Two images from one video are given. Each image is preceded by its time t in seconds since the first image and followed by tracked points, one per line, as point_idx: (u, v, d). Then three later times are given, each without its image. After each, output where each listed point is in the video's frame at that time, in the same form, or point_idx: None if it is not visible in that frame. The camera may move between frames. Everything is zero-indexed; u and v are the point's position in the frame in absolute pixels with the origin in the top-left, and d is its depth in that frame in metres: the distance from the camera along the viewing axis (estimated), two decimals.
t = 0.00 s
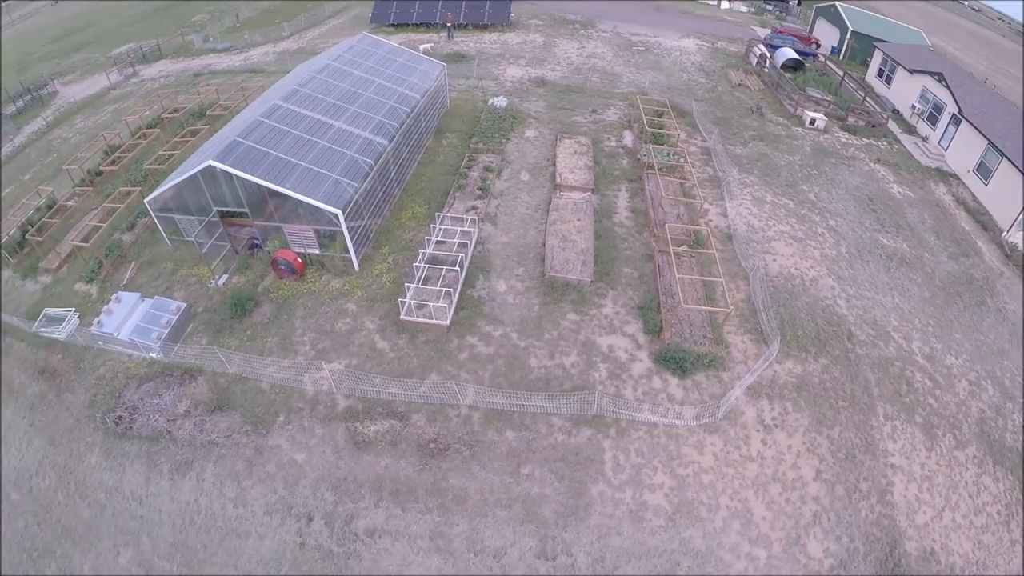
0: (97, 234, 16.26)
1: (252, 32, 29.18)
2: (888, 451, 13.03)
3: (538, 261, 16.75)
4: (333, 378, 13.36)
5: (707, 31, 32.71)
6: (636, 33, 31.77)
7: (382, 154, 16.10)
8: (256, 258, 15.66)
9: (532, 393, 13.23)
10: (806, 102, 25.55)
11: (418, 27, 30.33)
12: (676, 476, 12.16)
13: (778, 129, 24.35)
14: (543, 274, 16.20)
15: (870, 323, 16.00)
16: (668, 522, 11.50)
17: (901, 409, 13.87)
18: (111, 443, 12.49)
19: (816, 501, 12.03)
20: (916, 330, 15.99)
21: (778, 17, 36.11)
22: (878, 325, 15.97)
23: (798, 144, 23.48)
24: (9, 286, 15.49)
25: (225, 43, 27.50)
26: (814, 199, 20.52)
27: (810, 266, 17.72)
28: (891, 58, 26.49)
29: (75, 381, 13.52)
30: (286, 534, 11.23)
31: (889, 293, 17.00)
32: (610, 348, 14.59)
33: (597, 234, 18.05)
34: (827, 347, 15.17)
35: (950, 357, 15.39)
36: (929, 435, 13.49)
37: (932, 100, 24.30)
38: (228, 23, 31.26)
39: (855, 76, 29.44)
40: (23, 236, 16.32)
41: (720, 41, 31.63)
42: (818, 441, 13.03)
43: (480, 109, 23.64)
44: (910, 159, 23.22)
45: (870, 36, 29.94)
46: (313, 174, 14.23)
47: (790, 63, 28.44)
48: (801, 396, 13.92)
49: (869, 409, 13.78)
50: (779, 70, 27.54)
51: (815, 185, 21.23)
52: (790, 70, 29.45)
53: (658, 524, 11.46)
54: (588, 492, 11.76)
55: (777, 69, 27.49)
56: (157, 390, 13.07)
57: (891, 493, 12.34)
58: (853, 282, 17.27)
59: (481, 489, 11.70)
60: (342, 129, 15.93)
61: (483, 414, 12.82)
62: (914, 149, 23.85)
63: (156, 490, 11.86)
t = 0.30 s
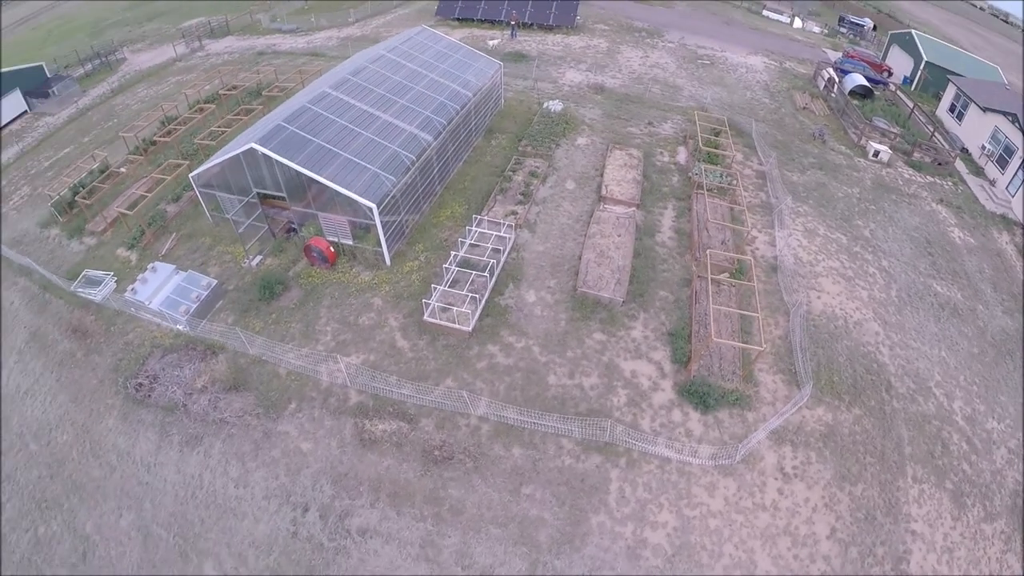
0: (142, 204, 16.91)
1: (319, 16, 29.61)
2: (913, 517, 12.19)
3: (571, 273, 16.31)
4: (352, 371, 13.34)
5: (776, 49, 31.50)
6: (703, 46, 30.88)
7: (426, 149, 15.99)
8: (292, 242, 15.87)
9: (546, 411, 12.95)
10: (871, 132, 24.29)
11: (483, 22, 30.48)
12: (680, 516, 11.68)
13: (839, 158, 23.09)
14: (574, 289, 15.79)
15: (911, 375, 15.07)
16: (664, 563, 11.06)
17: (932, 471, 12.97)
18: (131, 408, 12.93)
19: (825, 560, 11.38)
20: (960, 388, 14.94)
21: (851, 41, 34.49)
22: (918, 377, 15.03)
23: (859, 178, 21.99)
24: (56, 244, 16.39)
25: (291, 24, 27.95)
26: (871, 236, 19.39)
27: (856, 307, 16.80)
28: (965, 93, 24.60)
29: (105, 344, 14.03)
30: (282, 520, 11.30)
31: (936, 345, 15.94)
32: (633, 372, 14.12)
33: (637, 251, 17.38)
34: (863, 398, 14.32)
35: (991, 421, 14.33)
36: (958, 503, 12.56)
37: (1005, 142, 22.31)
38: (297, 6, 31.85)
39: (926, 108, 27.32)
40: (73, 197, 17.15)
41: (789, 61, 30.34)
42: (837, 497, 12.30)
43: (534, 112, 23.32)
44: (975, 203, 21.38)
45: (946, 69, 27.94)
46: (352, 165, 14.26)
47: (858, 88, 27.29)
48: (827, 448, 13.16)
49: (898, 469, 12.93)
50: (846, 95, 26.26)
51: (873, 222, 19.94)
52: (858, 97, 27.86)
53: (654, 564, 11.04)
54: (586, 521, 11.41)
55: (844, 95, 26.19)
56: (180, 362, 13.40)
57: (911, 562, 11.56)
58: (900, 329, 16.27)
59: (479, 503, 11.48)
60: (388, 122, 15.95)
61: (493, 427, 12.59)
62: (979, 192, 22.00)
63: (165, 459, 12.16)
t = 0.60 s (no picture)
0: (164, 191, 17.05)
1: (353, 11, 29.69)
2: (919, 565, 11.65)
3: (584, 285, 16.01)
4: (354, 375, 13.28)
5: (813, 62, 30.68)
6: (738, 56, 30.23)
7: (445, 152, 15.82)
8: (306, 239, 15.90)
9: (547, 429, 12.76)
10: (906, 153, 23.50)
11: (516, 23, 30.24)
12: (674, 546, 11.37)
13: (872, 179, 22.28)
14: (585, 304, 15.49)
15: (930, 414, 14.26)
16: None
17: (944, 517, 12.34)
18: (136, 394, 13.02)
19: None
20: (981, 429, 14.13)
21: (890, 57, 33.43)
22: (938, 417, 14.21)
23: (890, 201, 21.10)
24: (79, 226, 16.60)
25: (325, 17, 28.02)
26: (900, 263, 18.52)
27: (879, 337, 15.98)
28: (1005, 117, 23.65)
29: (116, 329, 14.17)
30: (272, 519, 11.26)
31: (959, 382, 15.10)
32: (639, 393, 13.77)
33: (654, 266, 16.78)
34: (877, 434, 13.63)
35: (1012, 466, 13.57)
36: (968, 552, 11.96)
37: None
38: None
39: (964, 131, 26.32)
40: (98, 181, 17.34)
41: (825, 75, 29.53)
42: (841, 538, 11.80)
43: (561, 117, 23.02)
44: (1011, 233, 20.43)
45: (988, 87, 26.80)
46: (367, 165, 14.16)
47: (895, 106, 26.25)
48: (835, 485, 12.57)
49: (908, 511, 12.36)
50: (882, 113, 25.32)
51: (902, 248, 19.11)
52: (895, 116, 26.94)
53: None
54: (577, 545, 11.19)
55: (881, 112, 25.31)
56: (187, 353, 13.48)
57: None
58: (922, 363, 15.45)
59: (469, 518, 11.33)
60: (407, 123, 15.83)
61: (491, 440, 12.43)
62: (1016, 222, 20.94)
63: (165, 448, 12.21)
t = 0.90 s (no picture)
0: (175, 185, 17.23)
1: (372, 7, 29.69)
2: None
3: (589, 295, 15.78)
4: (350, 379, 13.26)
5: (838, 72, 29.89)
6: (760, 63, 29.58)
7: (455, 154, 15.66)
8: (312, 239, 15.91)
9: (542, 443, 12.61)
10: (928, 168, 22.77)
11: (537, 23, 29.97)
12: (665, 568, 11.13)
13: (892, 194, 21.60)
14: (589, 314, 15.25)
15: (941, 441, 13.78)
16: None
17: (950, 551, 11.93)
18: (138, 387, 13.15)
19: None
20: (992, 459, 13.65)
21: (916, 68, 32.50)
22: (949, 445, 13.74)
23: (908, 216, 20.54)
24: (92, 217, 16.81)
25: (345, 13, 28.01)
26: (917, 282, 17.95)
27: (891, 359, 15.49)
28: None
29: (123, 321, 14.33)
30: (262, 521, 11.27)
31: (972, 410, 14.58)
32: (638, 409, 13.52)
33: (663, 278, 16.47)
34: (885, 461, 13.20)
35: None
36: None
37: None
38: None
39: (990, 146, 25.40)
40: (113, 172, 17.59)
41: (849, 85, 28.77)
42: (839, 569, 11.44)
43: (575, 121, 22.73)
44: None
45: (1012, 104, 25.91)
46: (374, 167, 14.08)
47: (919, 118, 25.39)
48: (837, 512, 12.20)
49: (911, 543, 11.95)
50: (905, 126, 24.54)
51: (921, 267, 18.52)
52: (918, 129, 26.06)
53: None
54: (566, 562, 11.03)
55: (904, 125, 24.54)
56: (189, 349, 13.57)
57: None
58: (935, 388, 14.92)
59: (458, 530, 11.23)
60: (418, 124, 15.72)
61: (484, 452, 12.32)
62: None
63: (162, 443, 12.30)
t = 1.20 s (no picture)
0: (174, 185, 17.35)
1: (375, 6, 29.60)
2: None
3: (584, 302, 15.62)
4: (341, 383, 13.26)
5: (846, 74, 29.31)
6: (767, 65, 29.07)
7: (451, 157, 15.54)
8: (308, 241, 15.93)
9: (531, 454, 12.52)
10: (935, 174, 22.24)
11: (541, 23, 29.70)
12: None
13: (898, 201, 21.13)
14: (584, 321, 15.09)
15: (941, 457, 13.48)
16: None
17: (946, 571, 11.67)
18: (131, 388, 13.22)
19: None
20: (993, 476, 13.33)
21: (926, 72, 31.87)
22: (949, 460, 13.44)
23: (914, 224, 20.06)
24: (93, 216, 16.94)
25: (348, 12, 27.95)
26: (922, 292, 17.56)
27: (892, 371, 15.17)
28: None
29: (119, 322, 14.42)
30: (249, 526, 11.29)
31: (974, 424, 14.24)
32: (630, 420, 13.37)
33: (660, 285, 16.26)
34: (883, 477, 12.91)
35: None
36: None
37: None
38: None
39: (998, 152, 24.80)
40: (113, 171, 17.72)
41: (857, 88, 28.20)
42: None
43: (576, 123, 22.49)
44: None
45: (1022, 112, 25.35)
46: (369, 170, 14.00)
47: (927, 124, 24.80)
48: (831, 528, 11.97)
49: (906, 562, 11.70)
50: (913, 131, 23.92)
51: (927, 276, 18.11)
52: (926, 134, 25.41)
53: None
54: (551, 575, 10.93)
55: (911, 130, 23.97)
56: (182, 350, 13.63)
57: None
58: (936, 401, 14.58)
59: (444, 539, 11.18)
60: (414, 127, 15.62)
61: (472, 461, 12.26)
62: None
63: (153, 445, 12.36)
